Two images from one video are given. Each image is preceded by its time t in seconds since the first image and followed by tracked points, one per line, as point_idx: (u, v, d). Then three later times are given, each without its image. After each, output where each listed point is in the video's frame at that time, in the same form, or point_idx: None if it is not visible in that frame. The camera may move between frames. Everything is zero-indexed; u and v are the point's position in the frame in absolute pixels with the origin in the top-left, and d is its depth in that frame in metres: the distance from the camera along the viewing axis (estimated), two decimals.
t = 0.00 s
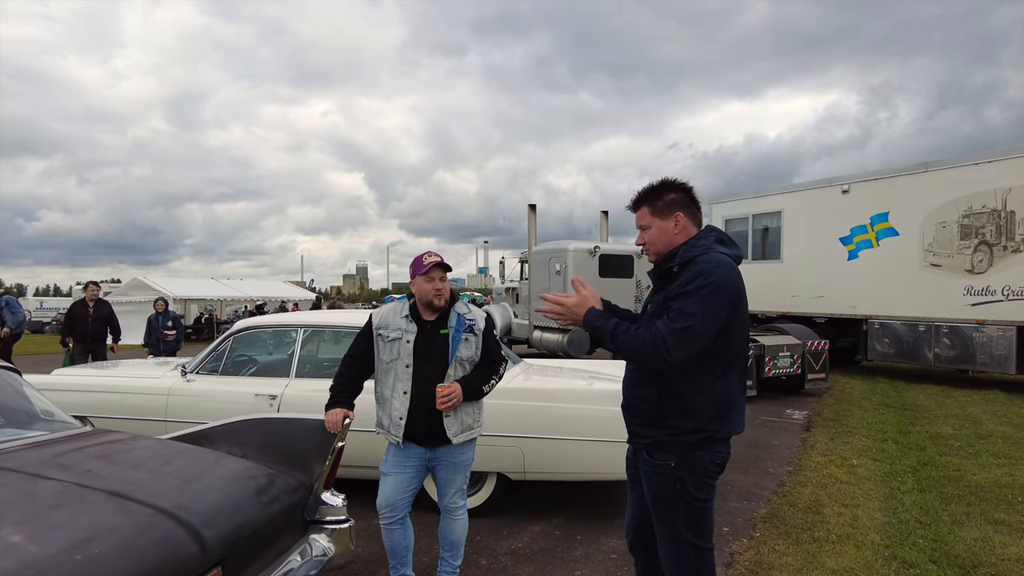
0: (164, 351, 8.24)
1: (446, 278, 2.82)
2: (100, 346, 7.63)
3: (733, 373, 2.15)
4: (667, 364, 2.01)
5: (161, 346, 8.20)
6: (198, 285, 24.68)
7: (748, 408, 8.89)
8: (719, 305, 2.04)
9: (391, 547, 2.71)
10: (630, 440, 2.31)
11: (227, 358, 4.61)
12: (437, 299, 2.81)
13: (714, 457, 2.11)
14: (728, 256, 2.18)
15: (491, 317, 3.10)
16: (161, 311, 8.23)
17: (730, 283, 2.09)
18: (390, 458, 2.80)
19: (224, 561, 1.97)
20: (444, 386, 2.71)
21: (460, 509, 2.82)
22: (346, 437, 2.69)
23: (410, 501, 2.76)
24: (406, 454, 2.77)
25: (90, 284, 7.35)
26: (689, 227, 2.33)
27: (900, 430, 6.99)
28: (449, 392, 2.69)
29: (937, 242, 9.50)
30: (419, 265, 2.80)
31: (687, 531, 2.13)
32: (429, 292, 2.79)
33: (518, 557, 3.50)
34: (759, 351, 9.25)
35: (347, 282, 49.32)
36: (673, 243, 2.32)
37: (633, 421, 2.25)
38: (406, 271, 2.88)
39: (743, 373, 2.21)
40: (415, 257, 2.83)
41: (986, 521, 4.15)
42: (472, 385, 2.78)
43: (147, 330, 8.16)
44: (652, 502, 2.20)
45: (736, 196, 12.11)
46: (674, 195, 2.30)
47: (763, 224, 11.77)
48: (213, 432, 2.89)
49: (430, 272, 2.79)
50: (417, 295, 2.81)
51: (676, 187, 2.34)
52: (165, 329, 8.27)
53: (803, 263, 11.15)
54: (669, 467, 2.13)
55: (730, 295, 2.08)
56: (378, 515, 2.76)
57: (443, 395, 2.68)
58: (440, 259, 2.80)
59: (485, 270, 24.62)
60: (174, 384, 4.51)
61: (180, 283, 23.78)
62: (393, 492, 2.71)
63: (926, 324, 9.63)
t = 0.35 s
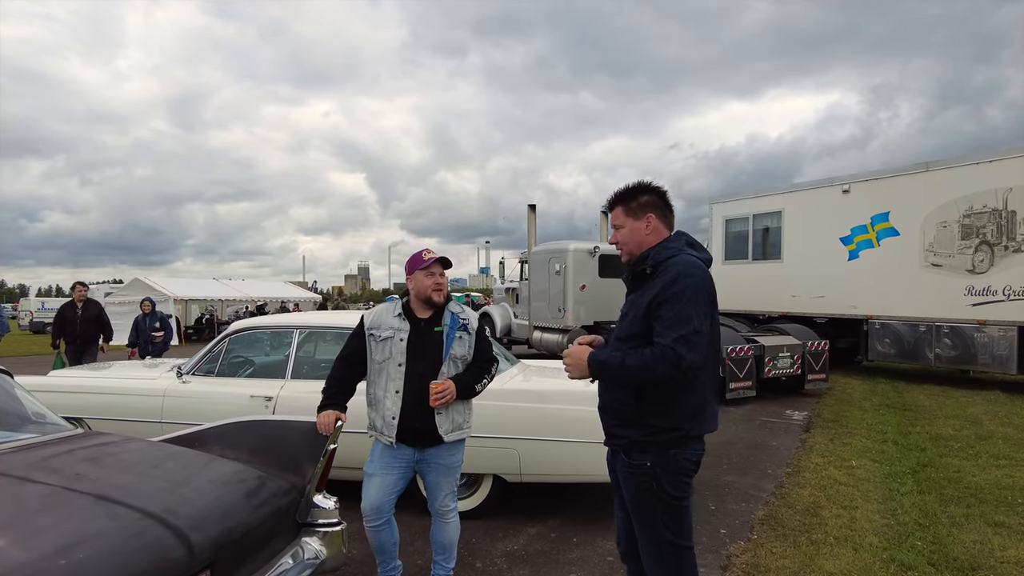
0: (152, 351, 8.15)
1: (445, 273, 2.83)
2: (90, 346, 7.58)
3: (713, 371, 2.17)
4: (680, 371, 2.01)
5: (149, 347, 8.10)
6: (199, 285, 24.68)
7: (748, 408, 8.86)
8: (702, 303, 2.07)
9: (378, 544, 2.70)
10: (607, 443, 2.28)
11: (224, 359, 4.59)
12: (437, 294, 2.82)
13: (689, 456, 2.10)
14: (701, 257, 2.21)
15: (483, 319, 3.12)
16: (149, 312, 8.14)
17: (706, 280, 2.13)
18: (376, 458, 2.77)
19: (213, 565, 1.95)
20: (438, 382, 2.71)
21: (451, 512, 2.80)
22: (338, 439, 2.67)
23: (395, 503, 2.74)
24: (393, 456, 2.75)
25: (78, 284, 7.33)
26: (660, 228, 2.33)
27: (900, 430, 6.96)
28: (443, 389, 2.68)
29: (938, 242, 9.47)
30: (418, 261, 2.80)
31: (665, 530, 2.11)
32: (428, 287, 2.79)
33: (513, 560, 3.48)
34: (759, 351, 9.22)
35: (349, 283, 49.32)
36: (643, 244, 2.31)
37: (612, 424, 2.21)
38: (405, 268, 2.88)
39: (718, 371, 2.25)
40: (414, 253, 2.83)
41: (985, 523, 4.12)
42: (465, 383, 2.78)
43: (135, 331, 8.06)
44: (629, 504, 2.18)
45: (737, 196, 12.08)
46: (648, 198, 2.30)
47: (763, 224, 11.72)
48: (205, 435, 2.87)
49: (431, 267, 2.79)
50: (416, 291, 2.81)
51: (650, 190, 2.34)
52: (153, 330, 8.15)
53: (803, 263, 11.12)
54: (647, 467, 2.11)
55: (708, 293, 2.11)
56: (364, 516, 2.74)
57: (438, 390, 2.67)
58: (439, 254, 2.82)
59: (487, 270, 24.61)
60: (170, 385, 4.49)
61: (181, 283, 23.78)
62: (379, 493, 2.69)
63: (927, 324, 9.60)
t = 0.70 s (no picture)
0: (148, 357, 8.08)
1: (418, 273, 2.85)
2: (90, 349, 7.60)
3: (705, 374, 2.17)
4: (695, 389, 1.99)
5: (146, 350, 8.02)
6: (206, 286, 24.79)
7: (753, 410, 8.84)
8: (688, 309, 2.06)
9: (384, 544, 2.80)
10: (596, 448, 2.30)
11: (229, 361, 4.62)
12: (412, 295, 2.85)
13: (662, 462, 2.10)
14: (678, 263, 2.22)
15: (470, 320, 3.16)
16: (146, 315, 8.08)
17: (686, 284, 2.13)
18: (371, 465, 2.81)
19: (215, 568, 1.96)
20: (430, 379, 2.78)
21: (446, 515, 2.82)
22: (341, 441, 2.69)
23: (398, 503, 2.81)
24: (385, 460, 2.78)
25: (82, 287, 7.39)
26: (639, 241, 2.36)
27: (907, 433, 6.92)
28: (435, 386, 2.75)
29: (945, 243, 9.43)
30: (393, 263, 2.85)
31: (620, 531, 2.17)
32: (403, 290, 2.84)
33: (516, 562, 3.48)
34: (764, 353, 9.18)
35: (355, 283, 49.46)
36: (622, 255, 2.35)
37: (601, 428, 2.23)
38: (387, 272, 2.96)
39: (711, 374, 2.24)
40: (390, 255, 2.88)
41: (991, 527, 4.10)
42: (455, 381, 2.83)
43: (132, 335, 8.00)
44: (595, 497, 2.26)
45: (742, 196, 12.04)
46: (628, 211, 2.35)
47: (768, 225, 11.67)
48: (209, 437, 2.89)
49: (403, 269, 2.83)
50: (393, 293, 2.87)
51: (628, 204, 2.39)
52: (150, 333, 8.08)
53: (809, 264, 11.07)
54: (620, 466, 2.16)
55: (689, 297, 2.11)
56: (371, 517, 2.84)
57: (429, 388, 2.74)
58: (411, 256, 2.86)
59: (492, 271, 24.62)
60: (175, 387, 4.52)
61: (187, 284, 23.87)
62: (380, 498, 2.77)
63: (934, 326, 9.54)
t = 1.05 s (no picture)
0: (147, 359, 7.94)
1: (394, 289, 2.85)
2: (93, 350, 7.60)
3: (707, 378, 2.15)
4: (694, 394, 1.98)
5: (146, 352, 7.93)
6: (217, 289, 24.97)
7: (763, 415, 8.77)
8: (687, 312, 2.04)
9: (391, 543, 2.84)
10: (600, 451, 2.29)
11: (240, 363, 4.65)
12: (390, 310, 2.87)
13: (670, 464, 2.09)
14: (682, 266, 2.20)
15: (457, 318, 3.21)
16: (148, 317, 8.02)
17: (689, 287, 2.11)
18: (372, 466, 2.88)
19: (226, 569, 1.97)
20: (422, 386, 2.81)
21: (447, 516, 2.88)
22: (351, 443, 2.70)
23: (403, 501, 2.89)
24: (385, 463, 2.85)
25: (93, 288, 7.47)
26: (640, 243, 2.32)
27: (920, 438, 6.84)
28: (428, 393, 2.78)
29: (958, 246, 9.33)
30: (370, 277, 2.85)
31: (627, 537, 2.14)
32: (380, 304, 2.86)
33: (526, 566, 3.47)
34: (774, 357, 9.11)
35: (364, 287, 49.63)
36: (623, 258, 2.33)
37: (602, 431, 2.23)
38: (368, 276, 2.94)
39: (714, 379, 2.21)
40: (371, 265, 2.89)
41: (1007, 534, 4.04)
42: (447, 383, 2.89)
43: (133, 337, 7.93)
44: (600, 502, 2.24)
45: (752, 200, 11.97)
46: (627, 212, 2.33)
47: (779, 228, 11.59)
48: (220, 439, 2.90)
49: (378, 286, 2.82)
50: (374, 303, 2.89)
51: (632, 205, 2.35)
52: (151, 335, 8.00)
53: (819, 268, 10.99)
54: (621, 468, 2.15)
55: (690, 299, 2.09)
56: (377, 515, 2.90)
57: (423, 394, 2.77)
58: (388, 270, 2.82)
59: (501, 274, 24.65)
60: (187, 389, 4.54)
61: (199, 287, 24.04)
62: (384, 495, 2.85)
63: (947, 330, 9.44)
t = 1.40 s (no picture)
0: (159, 359, 7.95)
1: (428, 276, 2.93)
2: (104, 351, 7.61)
3: (716, 383, 2.10)
4: (694, 403, 1.94)
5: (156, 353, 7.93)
6: (231, 289, 25.21)
7: (779, 416, 8.69)
8: (691, 316, 1.99)
9: (406, 543, 2.84)
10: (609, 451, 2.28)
11: (256, 363, 4.69)
12: (422, 297, 2.90)
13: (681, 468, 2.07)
14: (693, 265, 2.15)
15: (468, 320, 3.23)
16: (157, 318, 8.00)
17: (696, 288, 2.05)
18: (387, 466, 2.89)
19: (246, 566, 1.98)
20: (436, 380, 2.83)
21: (460, 515, 2.88)
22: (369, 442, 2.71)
23: (417, 500, 2.89)
24: (398, 462, 2.86)
25: (100, 289, 7.46)
26: (652, 235, 2.28)
27: (939, 441, 6.74)
28: (442, 386, 2.81)
29: (978, 247, 9.19)
30: (401, 266, 2.89)
31: (645, 543, 2.10)
32: (413, 291, 2.87)
33: (541, 566, 3.46)
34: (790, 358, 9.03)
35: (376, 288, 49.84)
36: (634, 251, 2.30)
37: (606, 432, 2.22)
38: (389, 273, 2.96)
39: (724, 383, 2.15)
40: (398, 257, 2.92)
41: None
42: (460, 379, 2.91)
43: (143, 339, 7.92)
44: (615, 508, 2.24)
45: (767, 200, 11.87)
46: (639, 203, 2.29)
47: (794, 229, 11.48)
48: (238, 437, 2.93)
49: (414, 271, 2.88)
50: (401, 295, 2.89)
51: (646, 194, 2.31)
52: (161, 336, 7.99)
53: (835, 268, 10.87)
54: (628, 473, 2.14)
55: (697, 301, 2.04)
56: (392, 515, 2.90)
57: (437, 388, 2.80)
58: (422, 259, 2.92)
59: (513, 275, 24.66)
60: (204, 388, 4.59)
61: (214, 288, 24.28)
62: (396, 497, 2.85)
63: (967, 332, 9.30)
